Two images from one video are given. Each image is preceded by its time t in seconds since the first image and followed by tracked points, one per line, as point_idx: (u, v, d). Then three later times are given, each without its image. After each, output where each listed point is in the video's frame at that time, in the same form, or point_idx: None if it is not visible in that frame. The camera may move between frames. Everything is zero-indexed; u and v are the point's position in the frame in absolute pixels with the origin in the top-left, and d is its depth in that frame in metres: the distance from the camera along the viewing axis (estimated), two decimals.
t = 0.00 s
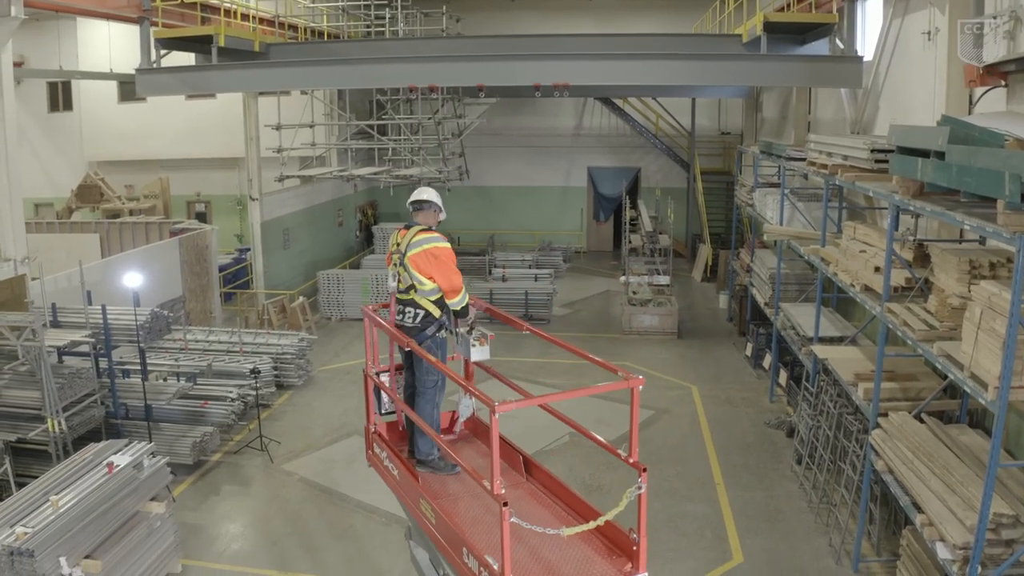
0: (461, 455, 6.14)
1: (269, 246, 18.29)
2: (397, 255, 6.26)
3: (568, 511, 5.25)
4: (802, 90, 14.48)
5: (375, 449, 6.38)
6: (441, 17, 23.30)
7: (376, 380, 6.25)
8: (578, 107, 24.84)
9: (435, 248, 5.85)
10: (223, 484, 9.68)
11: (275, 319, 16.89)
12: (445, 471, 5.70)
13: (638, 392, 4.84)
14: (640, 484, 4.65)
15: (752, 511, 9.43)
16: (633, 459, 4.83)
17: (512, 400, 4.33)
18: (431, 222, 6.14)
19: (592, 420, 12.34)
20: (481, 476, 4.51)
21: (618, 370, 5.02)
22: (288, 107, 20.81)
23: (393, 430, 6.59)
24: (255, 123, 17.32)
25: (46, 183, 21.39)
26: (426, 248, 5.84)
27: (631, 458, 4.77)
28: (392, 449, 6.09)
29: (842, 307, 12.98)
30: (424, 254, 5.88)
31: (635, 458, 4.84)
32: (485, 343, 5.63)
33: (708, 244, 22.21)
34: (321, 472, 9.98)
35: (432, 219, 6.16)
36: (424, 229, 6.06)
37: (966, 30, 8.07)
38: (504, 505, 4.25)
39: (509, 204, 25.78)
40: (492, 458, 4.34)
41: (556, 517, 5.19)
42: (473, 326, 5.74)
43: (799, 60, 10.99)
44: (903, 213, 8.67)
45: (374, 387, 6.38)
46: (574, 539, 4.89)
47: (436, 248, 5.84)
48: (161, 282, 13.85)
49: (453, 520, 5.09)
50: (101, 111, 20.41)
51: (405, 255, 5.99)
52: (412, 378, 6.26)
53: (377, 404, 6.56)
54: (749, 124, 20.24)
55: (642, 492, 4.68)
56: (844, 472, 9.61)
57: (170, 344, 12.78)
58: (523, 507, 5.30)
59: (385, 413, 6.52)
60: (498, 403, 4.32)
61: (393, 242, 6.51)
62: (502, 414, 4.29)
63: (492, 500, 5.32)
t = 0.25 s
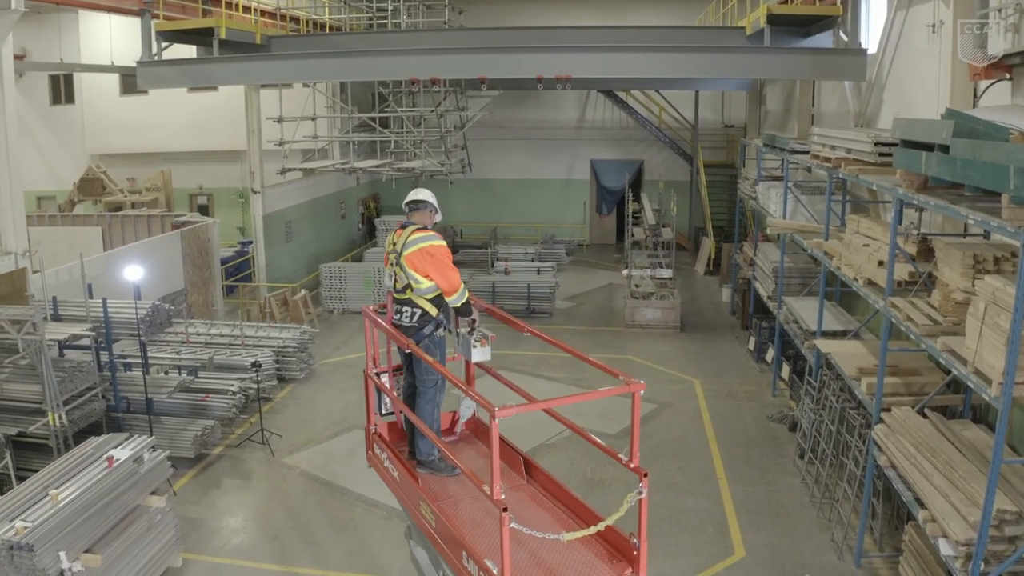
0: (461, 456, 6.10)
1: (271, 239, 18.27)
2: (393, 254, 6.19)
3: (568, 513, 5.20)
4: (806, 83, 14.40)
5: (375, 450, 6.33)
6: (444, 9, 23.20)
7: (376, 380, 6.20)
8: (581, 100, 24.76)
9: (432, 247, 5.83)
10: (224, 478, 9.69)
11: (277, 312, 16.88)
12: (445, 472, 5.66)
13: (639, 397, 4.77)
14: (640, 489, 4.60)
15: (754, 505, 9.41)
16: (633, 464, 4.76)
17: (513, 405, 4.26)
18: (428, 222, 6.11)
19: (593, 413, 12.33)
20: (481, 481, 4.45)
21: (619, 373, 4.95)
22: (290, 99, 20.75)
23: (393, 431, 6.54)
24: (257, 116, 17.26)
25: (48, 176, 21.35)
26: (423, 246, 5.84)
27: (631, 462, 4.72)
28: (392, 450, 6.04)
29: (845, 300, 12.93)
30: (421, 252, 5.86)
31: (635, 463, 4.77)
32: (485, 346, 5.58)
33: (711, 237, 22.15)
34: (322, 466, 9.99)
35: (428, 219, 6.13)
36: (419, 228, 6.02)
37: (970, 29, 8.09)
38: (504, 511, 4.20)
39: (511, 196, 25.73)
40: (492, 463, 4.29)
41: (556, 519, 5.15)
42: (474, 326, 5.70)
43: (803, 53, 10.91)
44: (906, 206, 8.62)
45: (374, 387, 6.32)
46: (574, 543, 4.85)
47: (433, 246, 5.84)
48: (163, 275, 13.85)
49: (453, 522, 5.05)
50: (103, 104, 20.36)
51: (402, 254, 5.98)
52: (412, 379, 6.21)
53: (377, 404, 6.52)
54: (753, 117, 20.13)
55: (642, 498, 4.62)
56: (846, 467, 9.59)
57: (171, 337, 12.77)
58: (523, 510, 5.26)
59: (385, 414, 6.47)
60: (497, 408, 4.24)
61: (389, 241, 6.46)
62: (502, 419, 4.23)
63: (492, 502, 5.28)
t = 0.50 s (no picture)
0: (460, 459, 6.03)
1: (273, 232, 18.24)
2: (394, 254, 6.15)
3: (568, 516, 5.13)
4: (810, 76, 14.32)
5: (375, 452, 6.27)
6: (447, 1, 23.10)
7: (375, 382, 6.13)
8: (584, 92, 24.67)
9: (433, 246, 5.81)
10: (226, 471, 9.69)
11: (279, 305, 16.86)
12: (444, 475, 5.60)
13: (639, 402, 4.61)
14: (640, 493, 4.46)
15: (757, 500, 9.39)
16: (633, 468, 4.59)
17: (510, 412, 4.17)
18: (428, 222, 6.09)
19: (596, 407, 12.31)
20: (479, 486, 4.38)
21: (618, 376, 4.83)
22: (292, 91, 20.70)
23: (393, 432, 6.48)
24: (259, 108, 17.22)
25: (50, 170, 21.31)
26: (424, 246, 5.81)
27: (630, 466, 4.60)
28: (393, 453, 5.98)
29: (849, 294, 12.88)
30: (423, 252, 5.83)
31: (635, 467, 4.59)
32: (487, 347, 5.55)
33: (714, 230, 22.07)
34: (324, 459, 9.98)
35: (428, 219, 6.11)
36: (419, 229, 6.00)
37: (973, 28, 8.05)
38: (502, 517, 4.13)
39: (514, 189, 25.67)
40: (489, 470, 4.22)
41: (556, 522, 5.08)
42: (474, 327, 5.67)
43: (807, 45, 10.84)
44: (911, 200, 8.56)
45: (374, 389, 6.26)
46: (575, 546, 4.77)
47: (434, 246, 5.81)
48: (165, 269, 13.84)
49: (451, 527, 4.98)
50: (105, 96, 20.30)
51: (403, 254, 5.95)
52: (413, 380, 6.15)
53: (377, 405, 6.45)
54: (756, 110, 20.04)
55: (642, 502, 4.49)
56: (850, 461, 9.56)
57: (173, 330, 12.77)
58: (522, 512, 5.18)
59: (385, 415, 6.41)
60: (495, 415, 4.15)
61: (389, 243, 6.44)
62: (500, 426, 4.15)
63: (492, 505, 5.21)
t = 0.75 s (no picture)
0: (462, 460, 6.01)
1: (276, 224, 18.21)
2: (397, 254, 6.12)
3: (569, 520, 5.09)
4: (814, 68, 14.24)
5: (376, 452, 6.24)
6: None
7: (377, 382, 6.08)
8: (587, 84, 24.57)
9: (436, 245, 5.79)
10: (228, 464, 9.70)
11: (281, 298, 16.84)
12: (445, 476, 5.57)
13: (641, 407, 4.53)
14: (642, 499, 4.39)
15: (759, 494, 9.37)
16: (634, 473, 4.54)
17: (512, 416, 4.13)
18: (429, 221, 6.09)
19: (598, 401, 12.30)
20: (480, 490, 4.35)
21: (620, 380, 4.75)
22: (295, 84, 20.65)
23: (395, 432, 6.44)
24: (261, 100, 17.17)
25: (52, 162, 21.28)
26: (427, 245, 5.79)
27: (632, 471, 4.54)
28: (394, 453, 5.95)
29: (852, 288, 12.83)
30: (426, 252, 5.81)
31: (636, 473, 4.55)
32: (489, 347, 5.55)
33: (718, 223, 21.99)
34: (326, 453, 9.98)
35: (430, 218, 6.12)
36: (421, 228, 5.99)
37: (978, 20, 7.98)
38: (502, 522, 4.09)
39: (517, 181, 25.61)
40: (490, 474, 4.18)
41: (557, 526, 5.04)
42: (475, 327, 5.64)
43: (811, 37, 10.78)
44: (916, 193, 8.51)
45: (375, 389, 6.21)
46: (576, 551, 4.73)
47: (437, 245, 5.79)
48: (167, 262, 13.84)
49: (452, 529, 4.95)
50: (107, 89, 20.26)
51: (406, 255, 5.93)
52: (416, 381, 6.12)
53: (379, 405, 6.43)
54: (760, 102, 19.93)
55: (643, 508, 4.44)
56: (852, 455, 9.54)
57: (175, 323, 12.77)
58: (523, 516, 5.15)
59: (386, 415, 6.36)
60: (496, 419, 4.12)
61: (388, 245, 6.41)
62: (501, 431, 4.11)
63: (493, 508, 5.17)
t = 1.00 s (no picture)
0: (463, 460, 6.00)
1: (278, 217, 18.18)
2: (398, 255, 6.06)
3: (570, 523, 5.08)
4: (818, 60, 14.15)
5: (377, 452, 6.21)
6: None
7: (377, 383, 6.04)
8: (591, 76, 24.46)
9: (440, 244, 5.78)
10: (230, 457, 9.71)
11: (284, 291, 16.81)
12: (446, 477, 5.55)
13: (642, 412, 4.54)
14: (642, 503, 4.42)
15: (762, 488, 9.35)
16: (635, 478, 4.56)
17: (512, 421, 4.11)
18: (429, 222, 6.09)
19: (601, 393, 12.28)
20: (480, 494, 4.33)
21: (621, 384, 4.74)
22: (297, 76, 20.57)
23: (396, 432, 6.42)
24: (263, 92, 17.11)
25: (55, 155, 21.29)
26: (431, 245, 5.77)
27: (633, 476, 4.54)
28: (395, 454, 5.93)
29: (856, 281, 12.77)
30: (430, 251, 5.78)
31: (637, 477, 4.57)
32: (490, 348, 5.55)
33: (721, 215, 21.92)
34: (328, 445, 9.98)
35: (429, 218, 6.13)
36: (422, 228, 5.98)
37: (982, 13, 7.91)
38: (502, 527, 4.08)
39: (520, 173, 25.54)
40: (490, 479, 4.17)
41: (558, 528, 5.02)
42: (476, 328, 5.59)
43: (815, 29, 10.70)
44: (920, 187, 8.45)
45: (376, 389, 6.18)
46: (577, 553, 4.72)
47: (441, 245, 5.78)
48: (169, 254, 13.83)
49: (452, 532, 4.94)
50: (109, 81, 20.20)
51: (409, 255, 5.89)
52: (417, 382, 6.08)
53: (379, 405, 6.40)
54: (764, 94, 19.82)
55: (643, 511, 4.46)
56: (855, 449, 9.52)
57: (177, 316, 12.76)
58: (524, 518, 5.13)
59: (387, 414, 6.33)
60: (497, 425, 4.09)
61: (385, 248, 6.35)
62: (501, 436, 4.08)
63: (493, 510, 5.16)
